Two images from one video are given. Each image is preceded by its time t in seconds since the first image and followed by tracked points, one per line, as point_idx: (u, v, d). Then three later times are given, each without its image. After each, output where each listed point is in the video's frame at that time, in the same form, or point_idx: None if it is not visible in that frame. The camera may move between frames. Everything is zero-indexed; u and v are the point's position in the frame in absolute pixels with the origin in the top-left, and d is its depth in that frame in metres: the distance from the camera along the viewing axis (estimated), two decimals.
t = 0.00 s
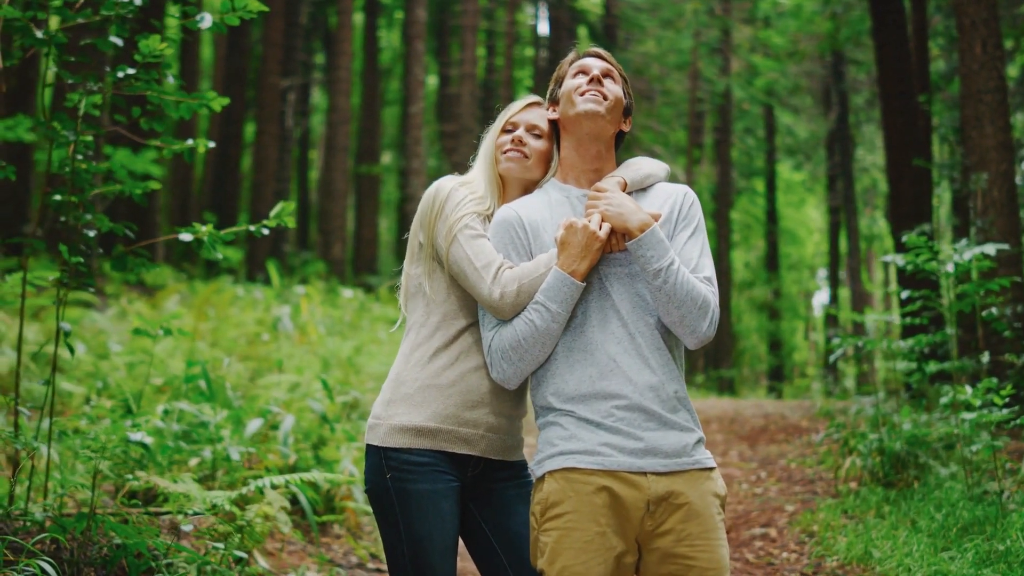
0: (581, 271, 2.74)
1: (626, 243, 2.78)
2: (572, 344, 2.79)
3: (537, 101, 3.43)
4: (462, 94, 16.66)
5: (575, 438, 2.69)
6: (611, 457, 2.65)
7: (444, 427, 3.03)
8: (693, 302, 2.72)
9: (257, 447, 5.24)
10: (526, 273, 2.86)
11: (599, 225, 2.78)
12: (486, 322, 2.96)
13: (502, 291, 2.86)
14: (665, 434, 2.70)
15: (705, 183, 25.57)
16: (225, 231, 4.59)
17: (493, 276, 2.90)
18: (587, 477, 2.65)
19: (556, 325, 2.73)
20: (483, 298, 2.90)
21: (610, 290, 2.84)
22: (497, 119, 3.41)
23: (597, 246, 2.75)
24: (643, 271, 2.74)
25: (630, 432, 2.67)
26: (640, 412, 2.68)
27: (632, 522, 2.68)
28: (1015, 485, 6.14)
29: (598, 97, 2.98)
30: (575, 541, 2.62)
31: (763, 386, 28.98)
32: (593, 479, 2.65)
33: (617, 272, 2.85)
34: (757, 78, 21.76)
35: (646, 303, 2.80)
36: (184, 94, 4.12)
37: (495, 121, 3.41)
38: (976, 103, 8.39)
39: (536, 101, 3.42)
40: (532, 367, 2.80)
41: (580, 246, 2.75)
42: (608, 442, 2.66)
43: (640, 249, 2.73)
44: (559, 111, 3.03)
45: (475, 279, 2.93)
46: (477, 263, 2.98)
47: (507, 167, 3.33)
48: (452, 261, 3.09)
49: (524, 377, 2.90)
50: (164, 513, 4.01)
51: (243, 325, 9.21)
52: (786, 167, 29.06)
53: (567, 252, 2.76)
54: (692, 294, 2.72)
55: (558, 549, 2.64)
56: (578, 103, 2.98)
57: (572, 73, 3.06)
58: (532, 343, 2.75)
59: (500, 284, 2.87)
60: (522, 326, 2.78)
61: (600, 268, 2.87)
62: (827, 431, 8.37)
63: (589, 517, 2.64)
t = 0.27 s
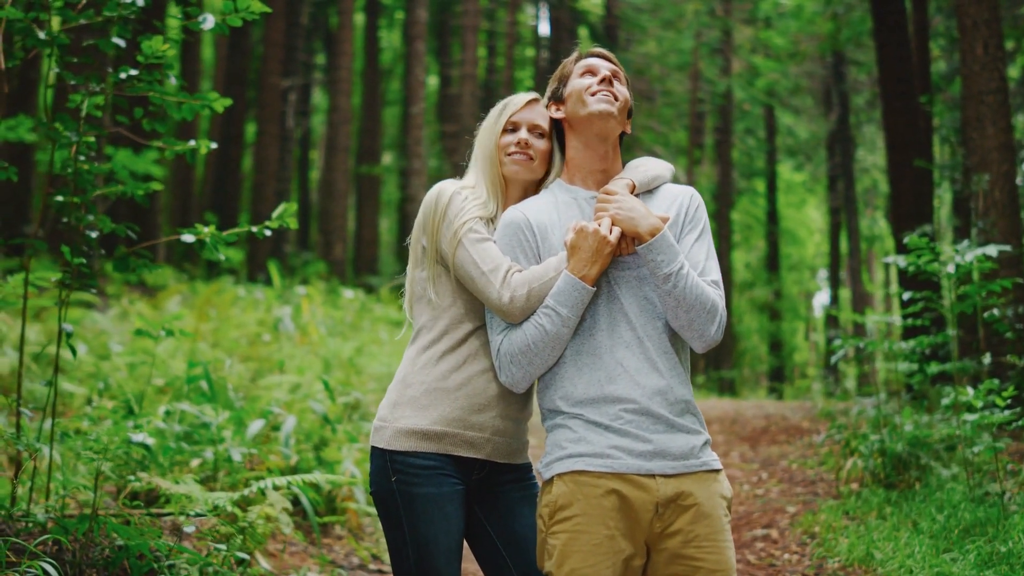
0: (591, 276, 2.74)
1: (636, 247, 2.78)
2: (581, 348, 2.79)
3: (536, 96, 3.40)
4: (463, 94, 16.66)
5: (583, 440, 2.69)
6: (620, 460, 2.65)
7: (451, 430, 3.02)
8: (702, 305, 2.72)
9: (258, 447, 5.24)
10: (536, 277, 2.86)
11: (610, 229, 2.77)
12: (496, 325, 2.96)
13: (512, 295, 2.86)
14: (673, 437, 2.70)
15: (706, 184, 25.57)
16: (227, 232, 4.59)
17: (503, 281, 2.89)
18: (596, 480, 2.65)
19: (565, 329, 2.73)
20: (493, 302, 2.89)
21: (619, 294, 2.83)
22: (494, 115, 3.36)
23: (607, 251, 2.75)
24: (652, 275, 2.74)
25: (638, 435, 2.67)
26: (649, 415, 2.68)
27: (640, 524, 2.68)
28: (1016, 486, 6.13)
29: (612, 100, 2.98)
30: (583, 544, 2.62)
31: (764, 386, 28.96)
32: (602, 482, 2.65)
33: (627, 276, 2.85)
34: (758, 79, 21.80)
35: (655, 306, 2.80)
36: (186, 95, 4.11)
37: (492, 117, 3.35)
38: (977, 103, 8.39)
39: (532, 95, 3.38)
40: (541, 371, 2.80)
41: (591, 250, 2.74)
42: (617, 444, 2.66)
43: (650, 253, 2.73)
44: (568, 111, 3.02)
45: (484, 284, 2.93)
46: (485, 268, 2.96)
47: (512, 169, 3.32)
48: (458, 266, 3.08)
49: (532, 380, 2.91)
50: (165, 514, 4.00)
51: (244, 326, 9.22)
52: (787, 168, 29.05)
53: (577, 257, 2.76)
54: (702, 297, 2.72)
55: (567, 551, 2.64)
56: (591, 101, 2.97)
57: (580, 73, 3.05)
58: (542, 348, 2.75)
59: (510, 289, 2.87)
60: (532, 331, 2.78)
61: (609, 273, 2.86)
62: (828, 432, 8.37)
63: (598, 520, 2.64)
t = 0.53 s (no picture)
0: (599, 279, 2.72)
1: (643, 249, 2.76)
2: (589, 350, 2.78)
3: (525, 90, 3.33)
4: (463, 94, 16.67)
5: (593, 442, 2.67)
6: (630, 462, 2.64)
7: (457, 433, 2.97)
8: (709, 306, 2.72)
9: (259, 448, 5.24)
10: (544, 281, 2.82)
11: (617, 231, 2.75)
12: (502, 328, 2.92)
13: (520, 298, 2.81)
14: (681, 438, 2.69)
15: (706, 184, 25.57)
16: (226, 233, 4.58)
17: (509, 283, 2.85)
18: (605, 482, 2.64)
19: (574, 332, 2.71)
20: (499, 306, 2.85)
21: (626, 296, 2.82)
22: (485, 113, 3.25)
23: (615, 254, 2.73)
24: (660, 276, 2.72)
25: (647, 437, 2.66)
26: (656, 418, 2.67)
27: (649, 526, 2.67)
28: (1017, 487, 6.13)
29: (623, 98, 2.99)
30: (592, 547, 2.61)
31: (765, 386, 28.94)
32: (612, 485, 2.64)
33: (633, 278, 2.84)
34: (759, 78, 21.92)
35: (663, 307, 2.79)
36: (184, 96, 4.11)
37: (484, 116, 3.24)
38: (977, 103, 8.39)
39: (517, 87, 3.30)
40: (549, 374, 2.78)
41: (599, 253, 2.72)
42: (628, 447, 2.64)
43: (658, 255, 2.71)
44: (576, 110, 2.99)
45: (488, 288, 2.88)
46: (488, 272, 2.92)
47: (516, 169, 3.26)
48: (461, 271, 3.02)
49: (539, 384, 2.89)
50: (165, 515, 4.00)
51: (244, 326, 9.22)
52: (788, 168, 29.04)
53: (585, 260, 2.74)
54: (708, 298, 2.72)
55: (576, 554, 2.63)
56: (602, 101, 2.96)
57: (585, 72, 3.02)
58: (551, 351, 2.73)
59: (517, 291, 2.82)
60: (540, 334, 2.76)
61: (616, 275, 2.85)
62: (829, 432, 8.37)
63: (607, 522, 2.63)
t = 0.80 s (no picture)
0: (604, 278, 2.68)
1: (647, 248, 2.72)
2: (594, 351, 2.74)
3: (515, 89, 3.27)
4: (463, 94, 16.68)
5: (600, 443, 2.64)
6: (637, 463, 2.61)
7: (458, 434, 2.91)
8: (714, 305, 2.69)
9: (256, 448, 5.23)
10: (547, 280, 2.78)
11: (621, 231, 2.72)
12: (504, 329, 2.88)
13: (524, 298, 2.77)
14: (686, 438, 2.67)
15: (706, 183, 25.57)
16: (222, 233, 4.57)
17: (511, 284, 2.81)
18: (612, 483, 2.61)
19: (579, 333, 2.67)
20: (502, 308, 2.81)
21: (630, 296, 2.79)
22: (482, 115, 3.17)
23: (620, 254, 2.69)
24: (664, 276, 2.69)
25: (654, 438, 2.63)
26: (663, 418, 2.64)
27: (655, 527, 2.65)
28: (1014, 485, 6.14)
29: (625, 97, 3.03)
30: (599, 548, 2.58)
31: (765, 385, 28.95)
32: (619, 486, 2.61)
33: (636, 277, 2.81)
34: (759, 79, 22.16)
35: (667, 308, 2.76)
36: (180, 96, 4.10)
37: (481, 118, 3.17)
38: (977, 102, 8.38)
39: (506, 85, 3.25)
40: (553, 375, 2.74)
41: (603, 253, 2.69)
42: (635, 448, 2.62)
43: (662, 254, 2.67)
44: (578, 109, 2.98)
45: (490, 290, 2.83)
46: (488, 275, 2.87)
47: (517, 172, 3.24)
48: (460, 275, 2.96)
49: (542, 386, 2.86)
50: (161, 515, 4.00)
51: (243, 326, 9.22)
52: (788, 167, 29.02)
53: (590, 259, 2.71)
54: (713, 297, 2.69)
55: (582, 555, 2.59)
56: (607, 98, 2.95)
57: (587, 70, 3.01)
58: (556, 351, 2.70)
59: (521, 292, 2.78)
60: (545, 334, 2.72)
61: (619, 275, 2.82)
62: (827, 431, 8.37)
63: (613, 523, 2.60)
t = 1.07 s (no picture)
0: (604, 279, 2.61)
1: (646, 249, 2.66)
2: (595, 352, 2.66)
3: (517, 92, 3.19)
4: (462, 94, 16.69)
5: (602, 445, 2.57)
6: (640, 465, 2.54)
7: (456, 436, 2.86)
8: (713, 306, 2.63)
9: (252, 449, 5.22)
10: (546, 281, 2.72)
11: (621, 231, 2.65)
12: (504, 331, 2.81)
13: (523, 300, 2.71)
14: (688, 439, 2.61)
15: (706, 183, 25.60)
16: (217, 233, 4.58)
17: (510, 287, 2.75)
18: (614, 485, 2.55)
19: (580, 334, 2.60)
20: (501, 310, 2.74)
21: (629, 296, 2.71)
22: (488, 121, 3.10)
23: (620, 254, 2.62)
24: (663, 276, 2.63)
25: (656, 440, 2.56)
26: (664, 420, 2.58)
27: (656, 529, 2.58)
28: (1012, 485, 6.13)
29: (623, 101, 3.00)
30: (602, 550, 2.51)
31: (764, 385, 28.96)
32: (621, 488, 2.54)
33: (636, 277, 2.73)
34: (758, 78, 22.01)
35: (668, 309, 2.70)
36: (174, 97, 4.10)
37: (487, 124, 3.10)
38: (975, 102, 8.38)
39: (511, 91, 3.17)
40: (553, 377, 2.67)
41: (603, 254, 2.62)
42: (637, 450, 2.55)
43: (661, 255, 2.61)
44: (577, 109, 2.93)
45: (490, 293, 2.77)
46: (488, 278, 2.80)
47: (523, 178, 3.18)
48: (460, 277, 2.89)
49: (542, 387, 2.79)
50: (156, 516, 3.99)
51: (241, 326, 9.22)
52: (788, 166, 29.01)
53: (589, 260, 2.64)
54: (712, 298, 2.63)
55: (584, 557, 2.53)
56: (607, 100, 2.90)
57: (587, 72, 2.95)
58: (557, 353, 2.62)
59: (520, 294, 2.72)
60: (544, 336, 2.65)
61: (618, 275, 2.74)
62: (826, 431, 8.37)
63: (615, 525, 2.53)
